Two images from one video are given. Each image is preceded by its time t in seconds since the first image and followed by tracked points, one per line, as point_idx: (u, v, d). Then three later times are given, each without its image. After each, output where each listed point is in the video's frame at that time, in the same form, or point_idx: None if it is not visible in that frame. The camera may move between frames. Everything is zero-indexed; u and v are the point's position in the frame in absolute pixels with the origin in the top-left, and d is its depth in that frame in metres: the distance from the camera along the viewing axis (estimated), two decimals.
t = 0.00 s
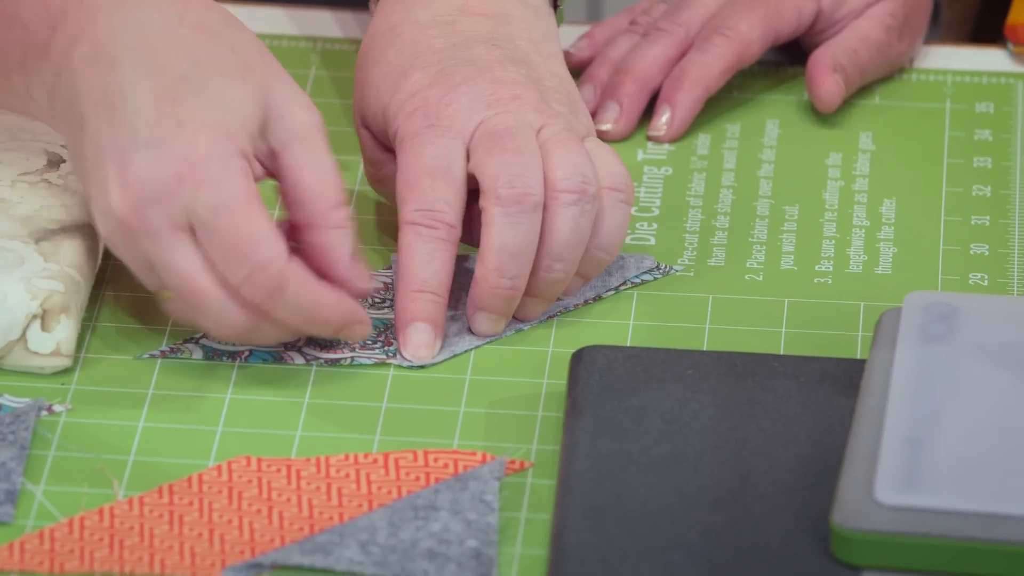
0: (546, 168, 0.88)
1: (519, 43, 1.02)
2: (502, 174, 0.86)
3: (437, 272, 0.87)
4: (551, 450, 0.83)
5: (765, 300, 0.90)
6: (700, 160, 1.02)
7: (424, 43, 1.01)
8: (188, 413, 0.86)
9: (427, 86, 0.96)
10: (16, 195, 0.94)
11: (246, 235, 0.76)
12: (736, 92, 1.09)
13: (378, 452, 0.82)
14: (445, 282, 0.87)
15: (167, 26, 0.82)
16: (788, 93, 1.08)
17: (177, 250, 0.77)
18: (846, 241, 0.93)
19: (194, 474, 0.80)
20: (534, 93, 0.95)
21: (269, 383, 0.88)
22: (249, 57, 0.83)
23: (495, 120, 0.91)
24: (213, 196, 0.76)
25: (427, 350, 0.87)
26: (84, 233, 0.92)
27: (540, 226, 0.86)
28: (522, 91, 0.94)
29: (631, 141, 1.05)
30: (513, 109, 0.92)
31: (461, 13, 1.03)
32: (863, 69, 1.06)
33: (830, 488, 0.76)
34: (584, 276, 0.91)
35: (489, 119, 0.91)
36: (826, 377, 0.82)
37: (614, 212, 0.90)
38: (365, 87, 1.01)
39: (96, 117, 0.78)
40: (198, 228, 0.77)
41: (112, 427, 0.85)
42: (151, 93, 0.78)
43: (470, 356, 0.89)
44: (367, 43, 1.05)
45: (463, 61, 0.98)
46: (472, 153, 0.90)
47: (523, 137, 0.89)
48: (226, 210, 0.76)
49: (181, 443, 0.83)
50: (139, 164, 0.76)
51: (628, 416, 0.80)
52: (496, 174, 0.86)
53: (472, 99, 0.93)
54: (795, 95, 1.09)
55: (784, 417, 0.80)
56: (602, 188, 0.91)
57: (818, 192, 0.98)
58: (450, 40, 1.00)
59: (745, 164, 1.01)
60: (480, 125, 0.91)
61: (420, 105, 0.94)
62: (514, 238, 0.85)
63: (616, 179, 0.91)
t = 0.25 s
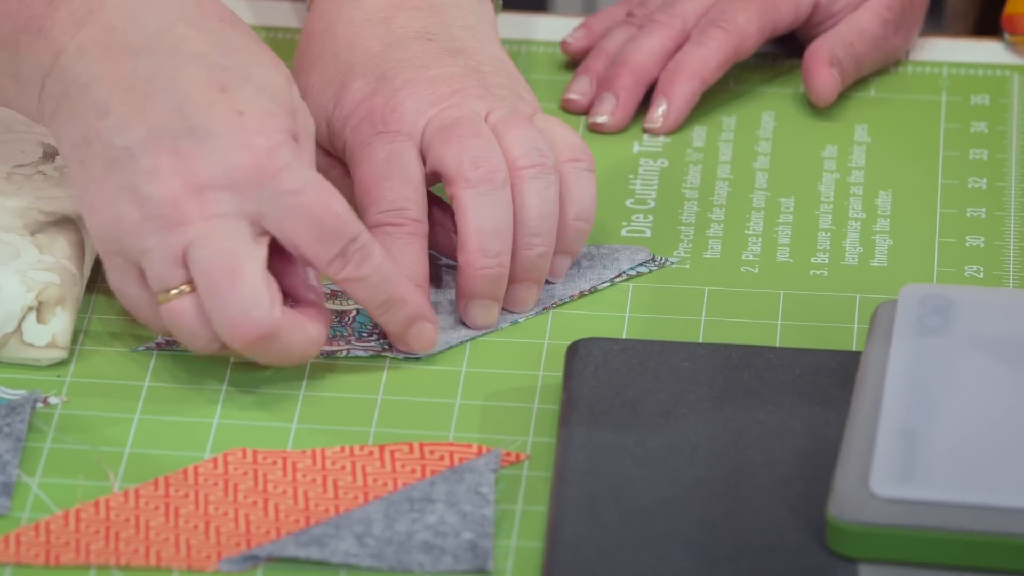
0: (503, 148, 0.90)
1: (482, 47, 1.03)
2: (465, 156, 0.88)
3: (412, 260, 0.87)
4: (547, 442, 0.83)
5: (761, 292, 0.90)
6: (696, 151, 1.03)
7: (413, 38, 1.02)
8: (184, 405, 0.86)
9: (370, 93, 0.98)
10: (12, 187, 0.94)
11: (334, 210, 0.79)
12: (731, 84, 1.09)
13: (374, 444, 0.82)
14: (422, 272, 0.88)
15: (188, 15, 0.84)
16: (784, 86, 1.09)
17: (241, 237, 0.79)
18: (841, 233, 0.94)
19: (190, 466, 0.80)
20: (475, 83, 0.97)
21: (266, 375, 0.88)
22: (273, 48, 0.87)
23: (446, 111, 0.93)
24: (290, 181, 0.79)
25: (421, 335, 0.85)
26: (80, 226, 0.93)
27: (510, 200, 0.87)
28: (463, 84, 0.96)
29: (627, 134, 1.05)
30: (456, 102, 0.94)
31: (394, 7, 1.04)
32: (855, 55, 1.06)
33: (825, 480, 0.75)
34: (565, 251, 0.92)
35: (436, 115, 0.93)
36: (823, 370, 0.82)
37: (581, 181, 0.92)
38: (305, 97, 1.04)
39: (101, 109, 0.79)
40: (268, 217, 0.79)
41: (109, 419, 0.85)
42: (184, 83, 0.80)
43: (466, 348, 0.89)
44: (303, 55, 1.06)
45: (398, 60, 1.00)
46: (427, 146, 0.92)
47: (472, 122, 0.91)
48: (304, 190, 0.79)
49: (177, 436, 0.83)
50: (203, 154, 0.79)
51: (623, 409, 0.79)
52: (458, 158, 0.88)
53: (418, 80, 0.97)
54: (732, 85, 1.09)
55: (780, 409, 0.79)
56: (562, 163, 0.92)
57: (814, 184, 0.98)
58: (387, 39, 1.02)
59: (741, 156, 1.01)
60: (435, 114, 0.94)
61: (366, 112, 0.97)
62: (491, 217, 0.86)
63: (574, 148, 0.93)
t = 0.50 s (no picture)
0: (500, 141, 0.91)
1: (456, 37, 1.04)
2: (466, 149, 0.89)
3: (410, 257, 0.88)
4: (546, 436, 0.82)
5: (760, 285, 0.90)
6: (695, 145, 1.03)
7: (401, 36, 1.02)
8: (183, 399, 0.86)
9: (358, 92, 0.97)
10: (10, 180, 0.95)
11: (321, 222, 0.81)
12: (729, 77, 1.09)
13: (372, 438, 0.82)
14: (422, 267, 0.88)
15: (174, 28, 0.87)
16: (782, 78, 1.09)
17: (227, 252, 0.80)
18: (839, 227, 0.94)
19: (188, 460, 0.80)
20: (461, 82, 0.97)
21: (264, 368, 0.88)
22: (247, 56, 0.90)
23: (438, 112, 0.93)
24: (278, 195, 0.81)
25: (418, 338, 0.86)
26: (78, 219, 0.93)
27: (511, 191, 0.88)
28: (451, 84, 0.96)
29: (625, 127, 1.05)
30: (447, 101, 0.94)
31: (376, 7, 1.04)
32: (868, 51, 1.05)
33: (823, 473, 0.75)
34: (564, 241, 0.91)
35: (427, 114, 0.94)
36: (821, 364, 0.82)
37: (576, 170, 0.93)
38: (289, 95, 1.02)
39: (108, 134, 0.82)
40: (253, 232, 0.81)
41: (107, 413, 0.85)
42: (173, 102, 0.83)
43: (464, 342, 0.89)
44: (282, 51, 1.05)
45: (386, 60, 0.99)
46: (421, 145, 0.92)
47: (467, 118, 0.91)
48: (293, 203, 0.81)
49: (176, 429, 0.83)
50: (193, 169, 0.81)
51: (622, 402, 0.79)
52: (459, 152, 0.89)
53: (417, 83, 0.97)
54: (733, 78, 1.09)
55: (778, 403, 0.79)
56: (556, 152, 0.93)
57: (812, 177, 0.98)
58: (370, 39, 1.01)
59: (739, 149, 1.02)
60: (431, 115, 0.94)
61: (356, 113, 0.96)
62: (492, 208, 0.86)
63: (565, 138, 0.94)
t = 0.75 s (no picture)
0: (473, 129, 0.92)
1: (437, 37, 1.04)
2: (441, 141, 0.90)
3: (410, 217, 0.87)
4: (545, 431, 0.83)
5: (759, 281, 0.90)
6: (694, 141, 1.03)
7: (395, 31, 1.01)
8: (182, 394, 0.86)
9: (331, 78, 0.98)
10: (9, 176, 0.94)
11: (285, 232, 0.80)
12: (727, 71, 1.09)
13: (372, 434, 0.82)
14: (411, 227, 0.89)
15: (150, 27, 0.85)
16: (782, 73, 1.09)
17: (201, 270, 0.80)
18: (838, 223, 0.94)
19: (188, 456, 0.80)
20: (432, 65, 0.98)
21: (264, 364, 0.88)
22: (194, 50, 0.88)
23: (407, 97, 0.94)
24: (239, 209, 0.80)
25: (436, 281, 0.85)
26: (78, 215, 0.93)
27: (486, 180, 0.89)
28: (422, 67, 0.97)
29: (624, 123, 1.06)
30: (421, 86, 0.95)
31: None
32: (915, 13, 0.87)
33: (823, 469, 0.75)
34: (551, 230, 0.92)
35: (400, 98, 0.94)
36: (821, 359, 0.81)
37: (542, 161, 0.94)
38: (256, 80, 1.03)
39: (91, 138, 0.81)
40: (222, 243, 0.81)
41: (107, 408, 0.85)
42: (129, 117, 0.81)
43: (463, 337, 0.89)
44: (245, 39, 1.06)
45: (354, 45, 1.00)
46: (395, 128, 0.92)
47: (439, 108, 0.92)
48: (254, 216, 0.80)
49: (175, 425, 0.83)
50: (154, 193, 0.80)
51: (621, 398, 0.79)
52: (434, 144, 0.90)
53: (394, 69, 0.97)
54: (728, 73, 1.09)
55: (778, 399, 0.79)
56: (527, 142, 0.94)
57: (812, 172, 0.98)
58: (340, 23, 1.02)
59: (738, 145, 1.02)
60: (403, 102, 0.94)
61: (332, 96, 0.96)
62: (468, 200, 0.88)
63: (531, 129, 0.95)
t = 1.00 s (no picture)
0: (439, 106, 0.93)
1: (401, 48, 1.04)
2: (413, 121, 0.90)
3: (436, 184, 0.87)
4: (545, 430, 0.83)
5: (760, 279, 0.90)
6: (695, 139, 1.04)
7: (398, 41, 1.03)
8: (182, 392, 0.86)
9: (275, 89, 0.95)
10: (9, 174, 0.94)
11: (325, 204, 0.79)
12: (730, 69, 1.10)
13: (372, 432, 0.82)
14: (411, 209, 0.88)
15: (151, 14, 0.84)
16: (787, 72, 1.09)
17: (250, 246, 0.79)
18: (839, 221, 0.94)
19: (188, 454, 0.80)
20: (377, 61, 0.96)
21: (263, 362, 0.88)
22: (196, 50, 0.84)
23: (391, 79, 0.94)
24: (281, 181, 0.79)
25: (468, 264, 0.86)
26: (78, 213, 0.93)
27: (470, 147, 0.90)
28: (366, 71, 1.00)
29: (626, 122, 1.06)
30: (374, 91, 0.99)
31: None
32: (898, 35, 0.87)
33: (823, 468, 0.74)
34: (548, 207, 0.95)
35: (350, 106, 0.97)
36: (822, 358, 0.81)
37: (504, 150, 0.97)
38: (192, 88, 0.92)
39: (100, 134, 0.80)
40: (267, 218, 0.80)
41: (107, 407, 0.85)
42: (152, 110, 0.80)
43: (463, 335, 0.90)
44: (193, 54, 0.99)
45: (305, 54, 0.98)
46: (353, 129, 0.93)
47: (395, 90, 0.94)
48: (297, 187, 0.79)
49: (175, 423, 0.83)
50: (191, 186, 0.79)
51: (622, 396, 0.79)
52: (405, 125, 0.89)
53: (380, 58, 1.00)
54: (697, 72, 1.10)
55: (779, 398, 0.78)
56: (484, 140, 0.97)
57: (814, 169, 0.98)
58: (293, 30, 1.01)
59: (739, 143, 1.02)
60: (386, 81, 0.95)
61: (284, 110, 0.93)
62: (463, 165, 0.89)
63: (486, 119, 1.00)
